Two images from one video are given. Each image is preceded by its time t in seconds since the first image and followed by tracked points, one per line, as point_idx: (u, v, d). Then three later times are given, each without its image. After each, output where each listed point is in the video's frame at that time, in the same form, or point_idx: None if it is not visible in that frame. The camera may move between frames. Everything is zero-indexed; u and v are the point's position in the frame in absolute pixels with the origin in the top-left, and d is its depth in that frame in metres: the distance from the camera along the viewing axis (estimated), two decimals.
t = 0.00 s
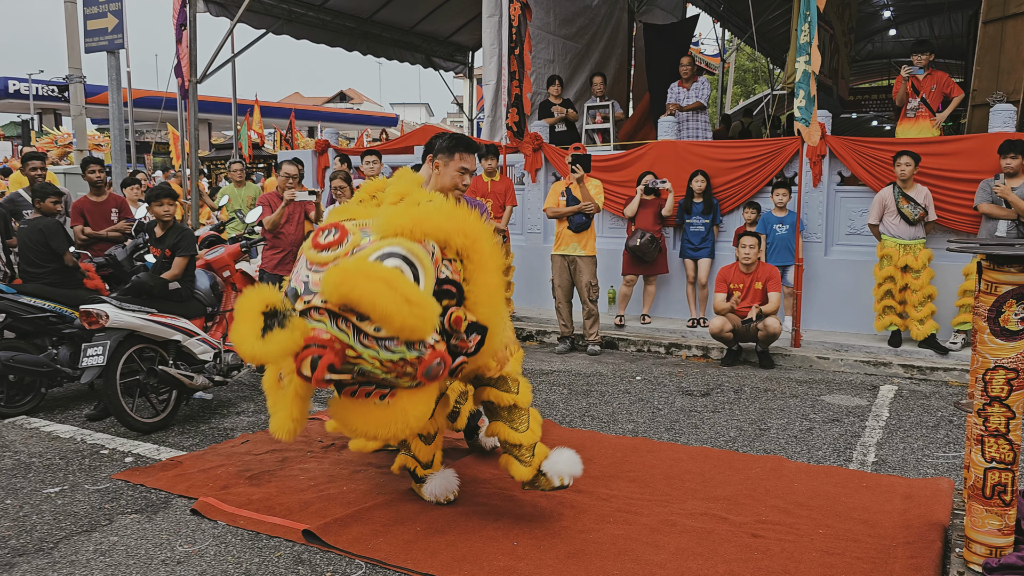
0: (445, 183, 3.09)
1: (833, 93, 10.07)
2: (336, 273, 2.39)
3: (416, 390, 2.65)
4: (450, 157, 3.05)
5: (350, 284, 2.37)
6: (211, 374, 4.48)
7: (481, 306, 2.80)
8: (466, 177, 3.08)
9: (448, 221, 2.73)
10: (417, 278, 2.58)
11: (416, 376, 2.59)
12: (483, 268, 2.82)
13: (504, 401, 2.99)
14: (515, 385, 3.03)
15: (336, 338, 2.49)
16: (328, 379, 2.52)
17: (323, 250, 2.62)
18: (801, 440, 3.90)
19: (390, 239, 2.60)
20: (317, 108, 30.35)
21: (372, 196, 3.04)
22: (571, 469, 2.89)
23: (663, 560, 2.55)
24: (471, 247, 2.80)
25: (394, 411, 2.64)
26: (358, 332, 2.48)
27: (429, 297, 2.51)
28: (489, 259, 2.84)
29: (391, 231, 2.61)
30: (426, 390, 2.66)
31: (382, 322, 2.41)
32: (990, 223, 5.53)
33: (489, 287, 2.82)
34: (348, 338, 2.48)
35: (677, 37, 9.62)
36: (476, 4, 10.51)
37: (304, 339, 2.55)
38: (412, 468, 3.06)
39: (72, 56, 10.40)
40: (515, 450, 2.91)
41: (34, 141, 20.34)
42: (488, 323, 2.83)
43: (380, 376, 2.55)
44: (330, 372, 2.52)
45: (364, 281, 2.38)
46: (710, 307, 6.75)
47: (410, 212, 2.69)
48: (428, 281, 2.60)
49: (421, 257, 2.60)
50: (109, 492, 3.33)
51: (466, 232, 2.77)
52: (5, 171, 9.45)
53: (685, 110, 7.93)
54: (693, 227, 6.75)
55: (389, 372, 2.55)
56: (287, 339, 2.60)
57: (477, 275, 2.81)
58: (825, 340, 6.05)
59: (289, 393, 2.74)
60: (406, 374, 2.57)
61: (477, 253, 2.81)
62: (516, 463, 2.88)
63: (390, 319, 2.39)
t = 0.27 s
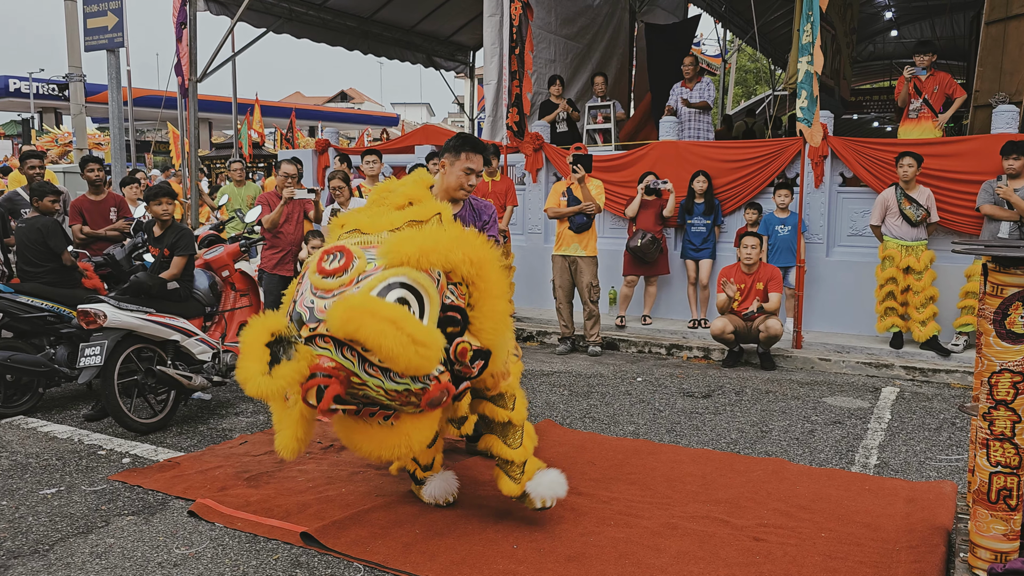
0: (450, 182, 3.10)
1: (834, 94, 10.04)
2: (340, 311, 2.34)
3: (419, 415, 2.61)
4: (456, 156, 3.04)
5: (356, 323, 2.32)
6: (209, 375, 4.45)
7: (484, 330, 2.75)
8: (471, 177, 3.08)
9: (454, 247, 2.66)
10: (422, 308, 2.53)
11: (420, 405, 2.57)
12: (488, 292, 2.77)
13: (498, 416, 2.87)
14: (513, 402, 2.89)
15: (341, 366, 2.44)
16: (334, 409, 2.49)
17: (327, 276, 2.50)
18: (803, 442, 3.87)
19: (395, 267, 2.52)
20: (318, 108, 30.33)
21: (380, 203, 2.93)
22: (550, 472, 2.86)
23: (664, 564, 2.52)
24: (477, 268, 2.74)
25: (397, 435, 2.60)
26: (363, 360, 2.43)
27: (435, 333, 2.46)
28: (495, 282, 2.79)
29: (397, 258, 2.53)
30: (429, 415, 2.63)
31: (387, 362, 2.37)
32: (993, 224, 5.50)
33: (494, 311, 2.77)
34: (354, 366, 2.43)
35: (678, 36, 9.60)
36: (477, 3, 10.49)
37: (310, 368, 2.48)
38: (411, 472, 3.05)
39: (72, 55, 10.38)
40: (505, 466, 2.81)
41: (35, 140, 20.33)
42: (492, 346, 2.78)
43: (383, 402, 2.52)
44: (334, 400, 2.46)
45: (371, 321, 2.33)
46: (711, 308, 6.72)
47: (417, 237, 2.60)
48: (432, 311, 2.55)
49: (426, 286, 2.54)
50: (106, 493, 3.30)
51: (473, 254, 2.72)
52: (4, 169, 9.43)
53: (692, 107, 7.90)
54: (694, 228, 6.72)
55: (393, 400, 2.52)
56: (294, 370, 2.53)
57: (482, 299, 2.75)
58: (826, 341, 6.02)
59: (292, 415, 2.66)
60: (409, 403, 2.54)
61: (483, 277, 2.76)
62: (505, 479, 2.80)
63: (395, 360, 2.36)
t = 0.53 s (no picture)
0: (459, 184, 3.07)
1: (837, 95, 10.02)
2: (344, 328, 2.30)
3: (423, 427, 2.58)
4: (465, 159, 2.99)
5: (359, 341, 2.28)
6: (209, 375, 4.43)
7: (492, 340, 2.71)
8: (480, 181, 3.02)
9: (462, 257, 2.61)
10: (427, 322, 2.48)
11: (424, 418, 2.52)
12: (496, 304, 2.71)
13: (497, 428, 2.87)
14: (508, 414, 2.89)
15: (344, 378, 2.40)
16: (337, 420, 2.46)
17: (332, 287, 2.48)
18: (806, 445, 3.85)
19: (401, 279, 2.48)
20: (319, 108, 30.30)
21: (390, 207, 2.91)
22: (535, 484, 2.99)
23: (667, 567, 2.50)
24: (485, 280, 2.68)
25: (402, 447, 2.57)
26: (367, 373, 2.38)
27: (440, 349, 2.40)
28: (504, 292, 2.73)
29: (404, 270, 2.48)
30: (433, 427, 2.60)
31: (390, 380, 2.33)
32: (997, 225, 5.48)
33: (500, 324, 2.72)
34: (358, 378, 2.38)
35: (680, 37, 9.57)
36: (479, 3, 10.46)
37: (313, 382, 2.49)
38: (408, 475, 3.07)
39: (73, 54, 10.37)
40: (494, 478, 2.85)
41: (36, 139, 20.32)
42: (499, 357, 2.73)
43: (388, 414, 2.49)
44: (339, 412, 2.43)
45: (374, 339, 2.28)
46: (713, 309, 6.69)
47: (425, 247, 2.55)
48: (438, 323, 2.50)
49: (432, 299, 2.49)
50: (104, 495, 3.28)
51: (482, 263, 2.67)
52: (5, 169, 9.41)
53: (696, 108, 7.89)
54: (696, 229, 6.70)
55: (397, 412, 2.47)
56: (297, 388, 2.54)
57: (490, 309, 2.70)
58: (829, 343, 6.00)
59: (299, 423, 2.67)
60: (414, 415, 2.50)
61: (493, 286, 2.70)
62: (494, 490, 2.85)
63: (399, 379, 2.30)
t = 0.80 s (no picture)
0: (469, 187, 3.06)
1: (839, 95, 9.98)
2: (346, 332, 2.28)
3: (423, 432, 2.55)
4: (476, 161, 2.99)
5: (361, 346, 2.26)
6: (209, 376, 4.41)
7: (496, 345, 2.70)
8: (490, 184, 3.03)
9: (468, 261, 2.60)
10: (431, 327, 2.46)
11: (425, 423, 2.50)
12: (502, 310, 2.70)
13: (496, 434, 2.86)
14: (503, 422, 2.87)
15: (346, 380, 2.37)
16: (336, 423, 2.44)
17: (337, 288, 2.46)
18: (809, 447, 3.83)
19: (407, 282, 2.46)
20: (320, 107, 30.27)
21: (399, 208, 2.90)
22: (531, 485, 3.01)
23: (670, 571, 2.48)
24: (492, 284, 2.67)
25: (401, 450, 2.55)
26: (369, 376, 2.36)
27: (443, 355, 2.38)
28: (509, 296, 2.73)
29: (410, 273, 2.47)
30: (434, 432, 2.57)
31: (392, 385, 2.30)
32: (999, 226, 5.45)
33: (505, 330, 2.70)
34: (360, 381, 2.36)
35: (682, 36, 9.54)
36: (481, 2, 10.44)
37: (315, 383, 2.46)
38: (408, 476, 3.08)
39: (74, 53, 10.35)
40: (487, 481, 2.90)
41: (37, 138, 20.29)
42: (502, 363, 2.72)
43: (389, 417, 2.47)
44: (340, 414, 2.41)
45: (376, 344, 2.26)
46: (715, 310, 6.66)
47: (433, 250, 2.54)
48: (442, 329, 2.48)
49: (437, 304, 2.47)
50: (104, 497, 3.26)
51: (488, 268, 2.66)
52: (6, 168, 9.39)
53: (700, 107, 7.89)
54: (698, 229, 6.68)
55: (398, 417, 2.46)
56: (298, 387, 2.48)
57: (495, 314, 2.69)
58: (831, 344, 5.98)
59: (296, 422, 2.61)
60: (415, 420, 2.47)
61: (498, 291, 2.70)
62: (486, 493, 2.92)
63: (401, 385, 2.28)
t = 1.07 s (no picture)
0: (486, 190, 2.95)
1: (841, 95, 9.96)
2: (350, 335, 2.26)
3: (422, 437, 2.52)
4: (495, 165, 2.88)
5: (363, 350, 2.24)
6: (209, 377, 4.38)
7: (504, 355, 2.65)
8: (507, 189, 2.92)
9: (478, 268, 2.56)
10: (437, 333, 2.43)
11: (425, 429, 2.46)
12: (510, 320, 2.65)
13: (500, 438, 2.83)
14: (509, 425, 2.84)
15: (349, 381, 2.36)
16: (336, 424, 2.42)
17: (345, 288, 2.44)
18: (813, 449, 3.81)
19: (415, 286, 2.44)
20: (320, 107, 30.24)
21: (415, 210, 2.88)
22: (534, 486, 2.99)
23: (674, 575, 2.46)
24: (502, 292, 2.62)
25: (400, 453, 2.52)
26: (371, 380, 2.33)
27: (446, 363, 2.35)
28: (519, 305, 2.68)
29: (419, 277, 2.44)
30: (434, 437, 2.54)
31: (393, 392, 2.28)
32: (1003, 227, 5.43)
33: (514, 340, 2.65)
34: (362, 384, 2.34)
35: (683, 36, 9.52)
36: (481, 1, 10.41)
37: (317, 381, 2.44)
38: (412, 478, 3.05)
39: (74, 52, 10.33)
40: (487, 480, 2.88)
41: (36, 137, 20.27)
42: (509, 373, 2.67)
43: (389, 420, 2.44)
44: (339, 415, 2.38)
45: (379, 349, 2.24)
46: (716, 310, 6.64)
47: (443, 255, 2.52)
48: (448, 336, 2.45)
49: (444, 311, 2.44)
50: (102, 499, 3.24)
51: (498, 276, 2.61)
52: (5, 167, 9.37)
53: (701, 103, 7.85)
54: (700, 229, 6.67)
55: (398, 421, 2.42)
56: (300, 378, 2.50)
57: (503, 323, 2.65)
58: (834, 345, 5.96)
59: (295, 417, 2.58)
60: (416, 425, 2.44)
61: (509, 300, 2.65)
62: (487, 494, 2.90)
63: (401, 392, 2.25)
